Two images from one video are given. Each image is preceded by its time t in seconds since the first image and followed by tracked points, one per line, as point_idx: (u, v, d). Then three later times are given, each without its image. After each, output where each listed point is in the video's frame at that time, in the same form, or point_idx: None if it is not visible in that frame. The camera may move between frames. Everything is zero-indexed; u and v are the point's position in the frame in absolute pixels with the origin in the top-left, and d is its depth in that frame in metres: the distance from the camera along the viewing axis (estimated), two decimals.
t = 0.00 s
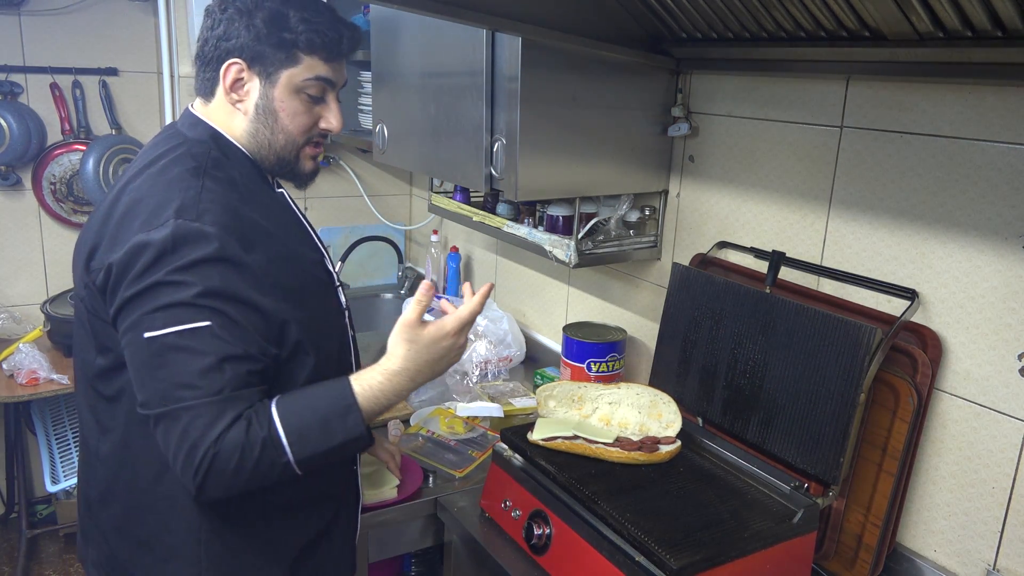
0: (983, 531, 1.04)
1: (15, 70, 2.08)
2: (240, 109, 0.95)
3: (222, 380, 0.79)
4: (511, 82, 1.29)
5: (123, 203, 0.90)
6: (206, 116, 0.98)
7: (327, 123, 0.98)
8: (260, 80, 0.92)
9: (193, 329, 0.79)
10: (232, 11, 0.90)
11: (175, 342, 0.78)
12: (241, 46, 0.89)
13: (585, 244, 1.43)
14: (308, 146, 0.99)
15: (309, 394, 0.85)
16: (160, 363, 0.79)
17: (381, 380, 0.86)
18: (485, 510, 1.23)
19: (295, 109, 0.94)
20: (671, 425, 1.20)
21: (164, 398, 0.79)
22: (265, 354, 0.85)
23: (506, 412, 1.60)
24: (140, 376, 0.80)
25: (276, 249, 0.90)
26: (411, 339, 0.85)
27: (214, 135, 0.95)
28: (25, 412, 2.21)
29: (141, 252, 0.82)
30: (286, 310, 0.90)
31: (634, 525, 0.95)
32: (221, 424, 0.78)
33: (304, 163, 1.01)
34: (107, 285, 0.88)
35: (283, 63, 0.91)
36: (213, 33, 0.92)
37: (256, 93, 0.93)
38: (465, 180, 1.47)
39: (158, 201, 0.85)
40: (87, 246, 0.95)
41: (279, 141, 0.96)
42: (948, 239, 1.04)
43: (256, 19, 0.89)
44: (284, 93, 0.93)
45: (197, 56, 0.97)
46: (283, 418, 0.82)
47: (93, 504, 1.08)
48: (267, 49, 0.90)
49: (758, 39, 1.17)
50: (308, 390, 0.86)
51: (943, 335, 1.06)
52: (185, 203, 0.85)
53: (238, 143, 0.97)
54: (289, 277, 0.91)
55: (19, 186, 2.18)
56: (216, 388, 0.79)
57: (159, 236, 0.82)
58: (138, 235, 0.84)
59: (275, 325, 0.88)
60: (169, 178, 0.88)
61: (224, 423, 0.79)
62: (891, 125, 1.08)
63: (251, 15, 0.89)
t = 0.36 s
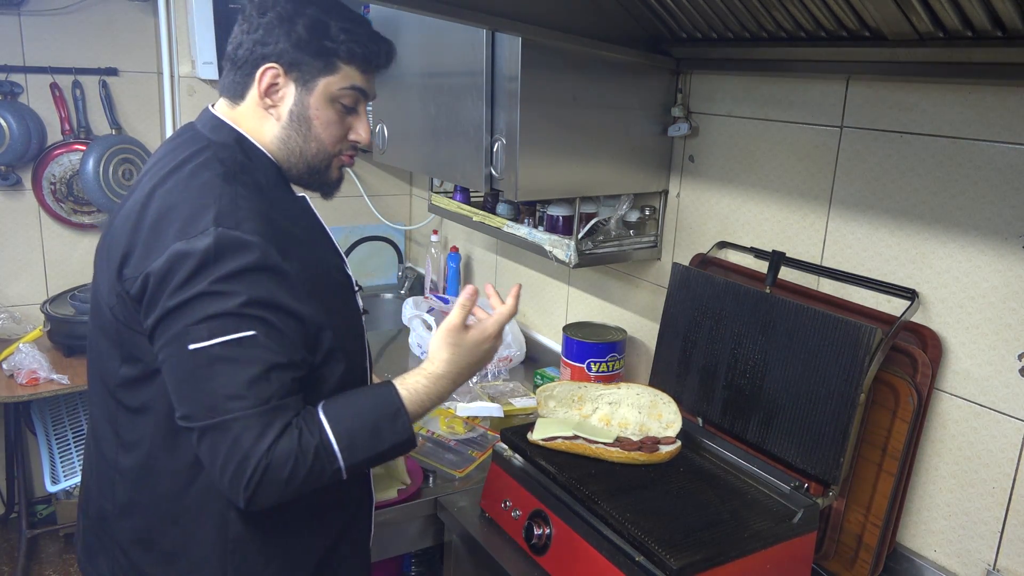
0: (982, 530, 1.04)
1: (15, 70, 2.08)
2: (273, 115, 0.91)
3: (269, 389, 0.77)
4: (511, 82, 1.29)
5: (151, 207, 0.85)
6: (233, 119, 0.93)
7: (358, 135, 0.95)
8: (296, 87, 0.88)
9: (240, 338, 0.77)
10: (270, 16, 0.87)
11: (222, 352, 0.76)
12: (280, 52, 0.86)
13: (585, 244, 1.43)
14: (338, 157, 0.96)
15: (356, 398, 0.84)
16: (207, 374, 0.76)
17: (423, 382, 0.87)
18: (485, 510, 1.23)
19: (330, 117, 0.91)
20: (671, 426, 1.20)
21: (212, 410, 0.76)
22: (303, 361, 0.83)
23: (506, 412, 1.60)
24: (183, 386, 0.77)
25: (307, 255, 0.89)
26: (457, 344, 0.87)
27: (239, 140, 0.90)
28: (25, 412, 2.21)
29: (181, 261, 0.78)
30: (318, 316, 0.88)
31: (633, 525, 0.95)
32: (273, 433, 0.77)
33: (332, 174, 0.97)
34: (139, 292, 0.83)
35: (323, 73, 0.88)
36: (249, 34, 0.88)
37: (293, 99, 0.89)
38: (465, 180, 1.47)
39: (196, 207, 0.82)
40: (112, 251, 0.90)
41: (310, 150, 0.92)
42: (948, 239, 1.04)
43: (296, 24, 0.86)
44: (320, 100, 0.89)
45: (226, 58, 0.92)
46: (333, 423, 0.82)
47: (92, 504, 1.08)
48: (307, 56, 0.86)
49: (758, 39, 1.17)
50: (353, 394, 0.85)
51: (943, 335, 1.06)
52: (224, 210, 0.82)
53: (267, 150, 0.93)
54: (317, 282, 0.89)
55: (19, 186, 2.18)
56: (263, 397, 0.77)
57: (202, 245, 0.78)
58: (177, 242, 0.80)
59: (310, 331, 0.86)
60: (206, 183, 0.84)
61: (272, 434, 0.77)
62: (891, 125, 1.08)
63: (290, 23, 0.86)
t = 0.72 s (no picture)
0: (982, 531, 1.04)
1: (15, 70, 2.08)
2: (308, 116, 0.87)
3: (341, 404, 0.76)
4: (511, 82, 1.29)
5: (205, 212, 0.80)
6: (264, 120, 0.89)
7: (391, 126, 0.91)
8: (330, 86, 0.84)
9: (314, 353, 0.74)
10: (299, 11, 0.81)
11: (298, 369, 0.73)
12: (312, 52, 0.81)
13: (585, 244, 1.43)
14: (372, 150, 0.92)
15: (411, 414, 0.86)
16: (283, 392, 0.73)
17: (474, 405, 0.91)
18: (485, 510, 1.23)
19: (366, 114, 0.87)
20: (671, 426, 1.20)
21: (288, 430, 0.74)
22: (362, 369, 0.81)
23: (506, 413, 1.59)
24: (255, 404, 0.75)
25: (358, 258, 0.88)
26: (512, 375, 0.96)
27: (280, 144, 0.86)
28: (26, 412, 2.21)
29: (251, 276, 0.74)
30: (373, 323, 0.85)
31: (633, 525, 0.95)
32: (349, 453, 0.76)
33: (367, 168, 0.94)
34: (197, 307, 0.79)
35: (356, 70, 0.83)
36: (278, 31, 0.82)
37: (327, 99, 0.85)
38: (465, 180, 1.47)
39: (261, 217, 0.78)
40: (158, 261, 0.84)
41: (347, 149, 0.89)
42: (947, 239, 1.04)
43: (327, 22, 0.81)
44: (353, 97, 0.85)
45: (250, 56, 0.87)
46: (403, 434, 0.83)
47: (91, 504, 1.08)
48: (338, 54, 0.82)
49: (758, 39, 1.17)
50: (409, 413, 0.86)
51: (943, 335, 1.06)
52: (290, 221, 0.78)
53: (302, 151, 0.89)
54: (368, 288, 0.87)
55: (19, 186, 2.18)
56: (337, 411, 0.75)
57: (274, 259, 0.74)
58: (243, 254, 0.76)
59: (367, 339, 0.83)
60: (270, 191, 0.80)
61: (350, 449, 0.76)
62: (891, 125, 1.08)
63: (317, 20, 0.81)
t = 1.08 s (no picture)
0: (982, 531, 1.04)
1: (15, 70, 2.08)
2: (375, 136, 0.87)
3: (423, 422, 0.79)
4: (511, 82, 1.29)
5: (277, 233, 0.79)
6: (326, 133, 0.88)
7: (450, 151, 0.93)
8: (402, 108, 0.84)
9: (404, 373, 0.77)
10: (378, 32, 0.81)
11: (391, 391, 0.76)
12: (389, 72, 0.81)
13: (585, 244, 1.43)
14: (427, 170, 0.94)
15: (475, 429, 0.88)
16: (380, 411, 0.75)
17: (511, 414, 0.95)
18: (485, 510, 1.23)
19: (431, 138, 0.88)
20: (671, 426, 1.20)
21: (381, 451, 0.76)
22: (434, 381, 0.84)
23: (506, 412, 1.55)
24: (341, 425, 0.76)
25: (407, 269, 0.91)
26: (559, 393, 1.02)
27: (342, 160, 0.87)
28: (26, 412, 2.21)
29: (344, 299, 0.75)
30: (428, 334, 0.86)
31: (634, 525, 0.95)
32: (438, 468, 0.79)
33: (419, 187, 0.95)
34: (272, 325, 0.78)
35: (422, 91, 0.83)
36: (358, 52, 0.81)
37: (398, 122, 0.85)
38: (466, 180, 1.47)
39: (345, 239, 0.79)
40: (218, 274, 0.81)
41: (408, 169, 0.90)
42: (947, 239, 1.04)
43: (408, 46, 0.81)
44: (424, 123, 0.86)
45: (316, 69, 0.85)
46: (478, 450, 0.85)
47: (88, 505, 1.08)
48: (414, 78, 0.82)
49: (758, 39, 1.17)
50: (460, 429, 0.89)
51: (943, 335, 1.06)
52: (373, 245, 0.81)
53: (362, 168, 0.89)
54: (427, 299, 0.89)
55: (19, 186, 2.18)
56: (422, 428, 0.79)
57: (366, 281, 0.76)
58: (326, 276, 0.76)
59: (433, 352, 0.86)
60: (350, 214, 0.82)
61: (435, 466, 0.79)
62: (891, 125, 1.08)
63: (394, 43, 0.81)
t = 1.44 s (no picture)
0: (982, 530, 1.04)
1: (15, 70, 2.08)
2: (455, 161, 0.88)
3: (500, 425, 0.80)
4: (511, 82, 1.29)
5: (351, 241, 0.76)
6: (398, 152, 0.87)
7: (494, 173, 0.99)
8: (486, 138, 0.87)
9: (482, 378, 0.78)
10: (485, 64, 0.82)
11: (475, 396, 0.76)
12: (485, 104, 0.84)
13: (585, 244, 1.43)
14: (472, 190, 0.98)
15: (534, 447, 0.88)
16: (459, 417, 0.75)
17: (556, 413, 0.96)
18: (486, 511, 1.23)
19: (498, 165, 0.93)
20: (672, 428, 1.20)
21: (472, 459, 0.76)
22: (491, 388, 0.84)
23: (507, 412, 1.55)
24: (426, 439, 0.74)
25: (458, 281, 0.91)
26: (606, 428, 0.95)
27: (407, 175, 0.86)
28: (26, 412, 2.21)
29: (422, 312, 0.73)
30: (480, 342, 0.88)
31: (634, 525, 0.95)
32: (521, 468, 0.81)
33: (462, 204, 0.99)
34: (339, 339, 0.75)
35: (493, 118, 0.85)
36: (465, 82, 0.82)
37: (481, 150, 0.88)
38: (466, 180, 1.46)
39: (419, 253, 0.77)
40: (282, 296, 0.78)
41: (469, 191, 0.93)
42: (947, 239, 1.04)
43: (509, 79, 0.85)
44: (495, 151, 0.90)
45: (401, 86, 0.83)
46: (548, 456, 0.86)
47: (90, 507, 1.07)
48: (507, 114, 0.86)
49: (759, 39, 1.17)
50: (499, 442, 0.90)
51: (943, 335, 1.06)
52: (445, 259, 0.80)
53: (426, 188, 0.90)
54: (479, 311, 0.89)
55: (19, 187, 2.18)
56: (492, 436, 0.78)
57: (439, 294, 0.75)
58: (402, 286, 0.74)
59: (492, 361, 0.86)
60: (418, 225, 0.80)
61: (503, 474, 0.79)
62: (891, 126, 1.08)
63: (496, 79, 0.83)
